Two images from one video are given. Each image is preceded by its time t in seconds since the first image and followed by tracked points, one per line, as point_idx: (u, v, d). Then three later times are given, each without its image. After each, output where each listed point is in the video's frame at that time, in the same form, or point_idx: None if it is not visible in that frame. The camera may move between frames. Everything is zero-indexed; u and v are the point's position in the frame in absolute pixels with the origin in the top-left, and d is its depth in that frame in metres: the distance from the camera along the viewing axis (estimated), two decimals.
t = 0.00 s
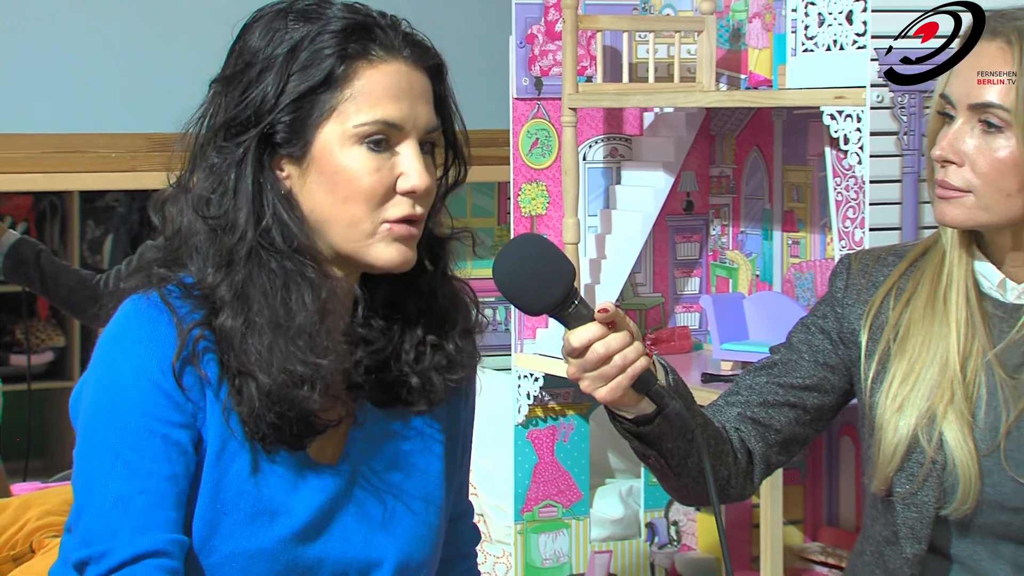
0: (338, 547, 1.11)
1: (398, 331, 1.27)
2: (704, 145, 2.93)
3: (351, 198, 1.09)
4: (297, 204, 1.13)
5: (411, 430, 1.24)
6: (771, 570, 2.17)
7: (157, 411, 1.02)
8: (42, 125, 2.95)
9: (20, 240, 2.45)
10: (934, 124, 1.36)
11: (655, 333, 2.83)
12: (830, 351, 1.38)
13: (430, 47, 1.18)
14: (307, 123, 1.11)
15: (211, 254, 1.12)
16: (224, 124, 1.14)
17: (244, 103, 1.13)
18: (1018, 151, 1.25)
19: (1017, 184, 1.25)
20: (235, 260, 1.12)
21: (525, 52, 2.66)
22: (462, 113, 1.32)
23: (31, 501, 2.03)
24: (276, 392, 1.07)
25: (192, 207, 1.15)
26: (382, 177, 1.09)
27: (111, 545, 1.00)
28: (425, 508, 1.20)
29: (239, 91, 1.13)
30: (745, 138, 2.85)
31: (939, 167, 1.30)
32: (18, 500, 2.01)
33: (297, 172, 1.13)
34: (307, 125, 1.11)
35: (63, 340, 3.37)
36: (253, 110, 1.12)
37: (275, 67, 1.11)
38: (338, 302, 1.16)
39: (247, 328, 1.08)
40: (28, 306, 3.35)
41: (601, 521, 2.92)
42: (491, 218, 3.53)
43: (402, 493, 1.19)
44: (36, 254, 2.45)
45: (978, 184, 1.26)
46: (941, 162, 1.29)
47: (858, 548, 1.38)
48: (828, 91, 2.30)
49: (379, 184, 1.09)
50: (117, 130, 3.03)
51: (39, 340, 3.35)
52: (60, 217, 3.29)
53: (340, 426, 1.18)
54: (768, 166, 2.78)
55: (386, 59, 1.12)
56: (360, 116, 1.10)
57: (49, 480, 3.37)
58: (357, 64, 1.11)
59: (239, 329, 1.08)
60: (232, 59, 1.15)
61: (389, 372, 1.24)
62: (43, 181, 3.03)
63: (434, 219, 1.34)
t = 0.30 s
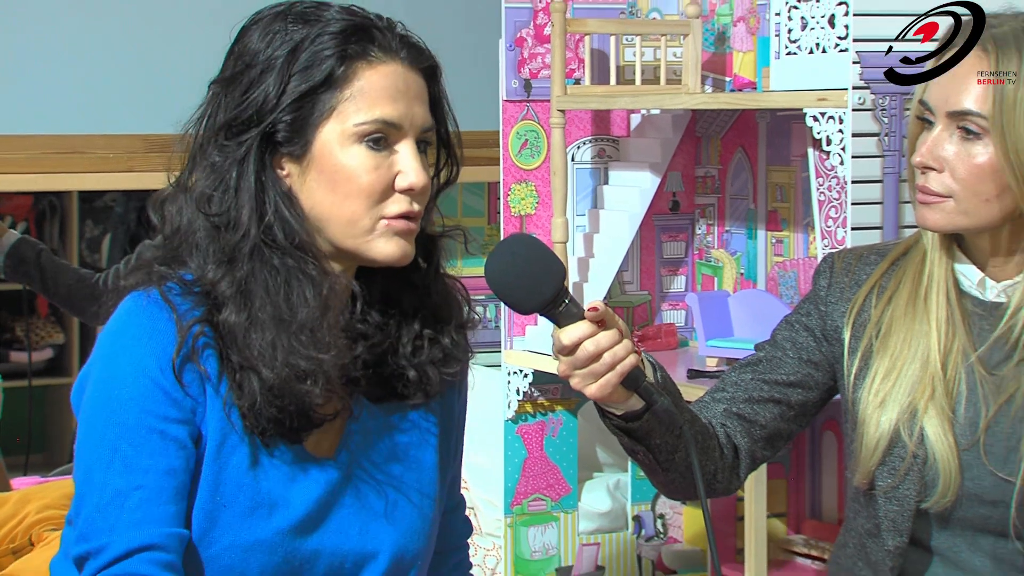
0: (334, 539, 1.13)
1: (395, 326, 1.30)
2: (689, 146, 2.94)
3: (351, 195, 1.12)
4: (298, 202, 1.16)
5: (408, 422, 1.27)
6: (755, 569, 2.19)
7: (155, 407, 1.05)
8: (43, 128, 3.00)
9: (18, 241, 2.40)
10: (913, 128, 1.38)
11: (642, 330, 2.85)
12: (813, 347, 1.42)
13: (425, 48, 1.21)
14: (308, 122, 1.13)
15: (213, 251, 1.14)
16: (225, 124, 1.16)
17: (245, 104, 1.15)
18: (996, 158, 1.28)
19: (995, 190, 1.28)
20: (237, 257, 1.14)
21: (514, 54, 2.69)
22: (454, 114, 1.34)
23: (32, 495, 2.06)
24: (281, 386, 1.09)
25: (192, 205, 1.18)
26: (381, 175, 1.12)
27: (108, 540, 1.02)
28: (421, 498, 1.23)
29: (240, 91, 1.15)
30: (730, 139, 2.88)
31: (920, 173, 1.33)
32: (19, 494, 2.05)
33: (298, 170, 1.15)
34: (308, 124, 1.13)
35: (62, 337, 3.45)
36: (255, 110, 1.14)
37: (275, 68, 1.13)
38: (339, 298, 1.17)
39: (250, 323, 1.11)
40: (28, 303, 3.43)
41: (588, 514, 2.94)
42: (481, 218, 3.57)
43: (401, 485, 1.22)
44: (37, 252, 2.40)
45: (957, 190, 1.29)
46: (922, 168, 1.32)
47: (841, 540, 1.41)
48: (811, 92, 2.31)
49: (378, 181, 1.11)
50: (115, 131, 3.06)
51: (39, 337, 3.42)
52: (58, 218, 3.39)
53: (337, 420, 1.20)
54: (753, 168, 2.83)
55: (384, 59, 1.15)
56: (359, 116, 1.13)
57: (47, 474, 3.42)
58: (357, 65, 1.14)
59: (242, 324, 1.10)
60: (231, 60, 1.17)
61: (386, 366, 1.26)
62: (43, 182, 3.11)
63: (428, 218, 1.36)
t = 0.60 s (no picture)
0: (324, 532, 1.16)
1: (380, 321, 1.33)
2: (672, 148, 2.97)
3: (351, 194, 1.15)
4: (298, 202, 1.18)
5: (394, 422, 1.29)
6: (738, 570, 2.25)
7: (147, 406, 1.07)
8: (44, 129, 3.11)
9: (18, 240, 2.43)
10: (892, 130, 1.41)
11: (626, 327, 2.89)
12: (792, 344, 1.45)
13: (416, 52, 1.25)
14: (311, 124, 1.16)
15: (207, 253, 1.17)
16: (222, 128, 1.18)
17: (243, 108, 1.17)
18: (974, 156, 1.31)
19: (972, 189, 1.31)
20: (236, 256, 1.17)
21: (501, 59, 2.71)
22: (438, 117, 1.37)
23: (31, 489, 2.14)
24: (273, 388, 1.12)
25: (184, 208, 1.21)
26: (380, 174, 1.15)
27: (105, 535, 1.05)
28: (408, 495, 1.26)
29: (238, 95, 1.17)
30: (712, 142, 2.93)
31: (899, 172, 1.36)
32: (19, 488, 2.12)
33: (297, 171, 1.18)
34: (311, 127, 1.16)
35: (60, 335, 3.46)
36: (256, 114, 1.16)
37: (275, 72, 1.15)
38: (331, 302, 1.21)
39: (244, 324, 1.13)
40: (26, 301, 3.43)
41: (575, 507, 2.98)
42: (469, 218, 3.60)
43: (390, 482, 1.25)
44: (35, 252, 2.43)
45: (935, 188, 1.32)
46: (900, 166, 1.35)
47: (819, 532, 1.45)
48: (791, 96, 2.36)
49: (377, 180, 1.15)
50: (118, 131, 3.19)
51: (37, 335, 3.43)
52: (56, 218, 3.40)
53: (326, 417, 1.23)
54: (734, 168, 2.88)
55: (382, 64, 1.18)
56: (358, 118, 1.16)
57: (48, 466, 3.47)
58: (356, 68, 1.17)
59: (237, 324, 1.13)
60: (224, 65, 1.19)
61: (373, 361, 1.30)
62: (42, 183, 3.16)
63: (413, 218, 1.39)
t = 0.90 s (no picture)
0: (310, 531, 1.18)
1: (371, 324, 1.36)
2: (658, 150, 3.01)
3: (354, 200, 1.17)
4: (302, 207, 1.20)
5: (384, 421, 1.32)
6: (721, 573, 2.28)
7: (124, 405, 1.09)
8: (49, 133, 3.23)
9: (16, 239, 2.45)
10: (874, 130, 1.44)
11: (613, 325, 2.92)
12: (774, 341, 1.49)
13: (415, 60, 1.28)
14: (317, 132, 1.18)
15: (207, 259, 1.19)
16: (225, 138, 1.20)
17: (247, 117, 1.18)
18: (951, 157, 1.34)
19: (949, 188, 1.34)
20: (241, 264, 1.19)
21: (490, 63, 2.73)
22: (433, 118, 1.39)
23: (27, 485, 2.20)
24: (269, 394, 1.14)
25: (185, 211, 1.23)
26: (383, 179, 1.18)
27: (79, 531, 1.06)
28: (393, 496, 1.28)
29: (242, 104, 1.19)
30: (696, 143, 2.96)
31: (878, 170, 1.39)
32: (16, 483, 2.18)
33: (302, 177, 1.20)
34: (316, 135, 1.18)
35: (57, 333, 3.58)
36: (262, 122, 1.17)
37: (279, 81, 1.17)
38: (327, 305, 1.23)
39: (248, 327, 1.16)
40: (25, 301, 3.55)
41: (562, 501, 3.02)
42: (458, 219, 3.64)
43: (379, 483, 1.28)
44: (33, 251, 2.45)
45: (913, 187, 1.35)
46: (879, 166, 1.38)
47: (802, 525, 1.48)
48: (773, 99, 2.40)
49: (381, 185, 1.18)
50: (108, 135, 3.29)
51: (36, 333, 3.55)
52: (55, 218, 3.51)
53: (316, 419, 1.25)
54: (717, 170, 2.89)
55: (384, 71, 1.21)
56: (363, 125, 1.18)
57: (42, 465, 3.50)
58: (361, 76, 1.19)
59: (240, 328, 1.15)
60: (225, 73, 1.21)
61: (363, 363, 1.32)
62: (38, 184, 3.31)
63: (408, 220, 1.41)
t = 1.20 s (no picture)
0: (301, 526, 1.21)
1: (360, 322, 1.38)
2: (641, 152, 3.07)
3: (323, 195, 1.20)
4: (273, 203, 1.23)
5: (370, 418, 1.35)
6: (702, 570, 2.32)
7: (120, 402, 1.12)
8: (50, 134, 3.16)
9: (11, 239, 2.45)
10: (849, 135, 1.48)
11: (596, 323, 2.95)
12: (755, 338, 1.52)
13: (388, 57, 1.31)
14: (285, 127, 1.21)
15: (188, 253, 1.21)
16: (201, 133, 1.23)
17: (222, 112, 1.22)
18: (925, 162, 1.37)
19: (924, 192, 1.38)
20: (215, 257, 1.21)
21: (476, 66, 2.76)
22: (414, 119, 1.43)
23: (22, 481, 2.19)
24: (247, 383, 1.16)
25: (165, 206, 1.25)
26: (353, 175, 1.20)
27: (81, 525, 1.09)
28: (381, 490, 1.31)
29: (217, 100, 1.22)
30: (678, 145, 2.96)
31: (855, 175, 1.43)
32: (12, 479, 2.18)
33: (273, 173, 1.23)
34: (285, 131, 1.21)
35: (54, 331, 3.48)
36: (233, 118, 1.21)
37: (251, 78, 1.20)
38: (305, 300, 1.27)
39: (223, 321, 1.18)
40: (21, 299, 3.44)
41: (547, 496, 3.05)
42: (446, 219, 3.68)
43: (366, 476, 1.30)
44: (29, 251, 2.45)
45: (888, 192, 1.39)
46: (856, 171, 1.42)
47: (781, 518, 1.52)
48: (752, 101, 2.34)
49: (352, 180, 1.20)
50: (105, 135, 3.22)
51: (32, 331, 3.46)
52: (51, 218, 3.43)
53: (304, 415, 1.28)
54: (699, 171, 2.90)
55: (354, 68, 1.24)
56: (332, 121, 1.21)
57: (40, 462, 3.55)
58: (329, 73, 1.22)
59: (215, 321, 1.18)
60: (205, 72, 1.24)
61: (351, 360, 1.34)
62: (34, 185, 3.22)
63: (391, 220, 1.44)
